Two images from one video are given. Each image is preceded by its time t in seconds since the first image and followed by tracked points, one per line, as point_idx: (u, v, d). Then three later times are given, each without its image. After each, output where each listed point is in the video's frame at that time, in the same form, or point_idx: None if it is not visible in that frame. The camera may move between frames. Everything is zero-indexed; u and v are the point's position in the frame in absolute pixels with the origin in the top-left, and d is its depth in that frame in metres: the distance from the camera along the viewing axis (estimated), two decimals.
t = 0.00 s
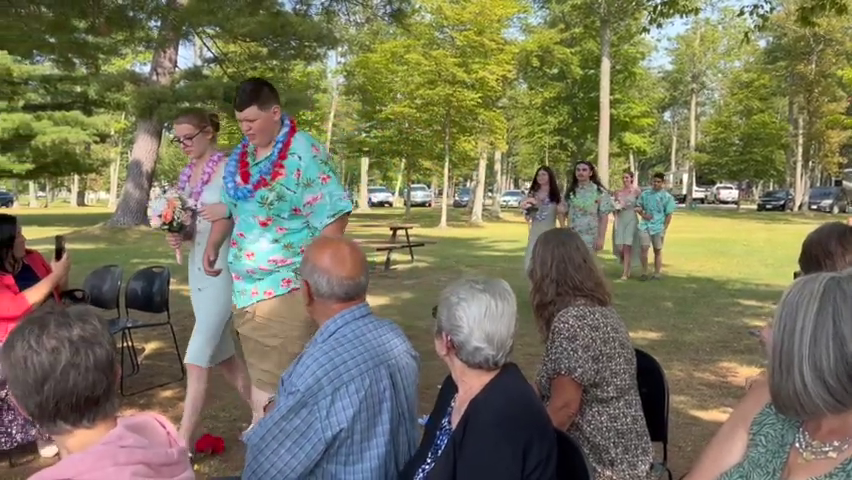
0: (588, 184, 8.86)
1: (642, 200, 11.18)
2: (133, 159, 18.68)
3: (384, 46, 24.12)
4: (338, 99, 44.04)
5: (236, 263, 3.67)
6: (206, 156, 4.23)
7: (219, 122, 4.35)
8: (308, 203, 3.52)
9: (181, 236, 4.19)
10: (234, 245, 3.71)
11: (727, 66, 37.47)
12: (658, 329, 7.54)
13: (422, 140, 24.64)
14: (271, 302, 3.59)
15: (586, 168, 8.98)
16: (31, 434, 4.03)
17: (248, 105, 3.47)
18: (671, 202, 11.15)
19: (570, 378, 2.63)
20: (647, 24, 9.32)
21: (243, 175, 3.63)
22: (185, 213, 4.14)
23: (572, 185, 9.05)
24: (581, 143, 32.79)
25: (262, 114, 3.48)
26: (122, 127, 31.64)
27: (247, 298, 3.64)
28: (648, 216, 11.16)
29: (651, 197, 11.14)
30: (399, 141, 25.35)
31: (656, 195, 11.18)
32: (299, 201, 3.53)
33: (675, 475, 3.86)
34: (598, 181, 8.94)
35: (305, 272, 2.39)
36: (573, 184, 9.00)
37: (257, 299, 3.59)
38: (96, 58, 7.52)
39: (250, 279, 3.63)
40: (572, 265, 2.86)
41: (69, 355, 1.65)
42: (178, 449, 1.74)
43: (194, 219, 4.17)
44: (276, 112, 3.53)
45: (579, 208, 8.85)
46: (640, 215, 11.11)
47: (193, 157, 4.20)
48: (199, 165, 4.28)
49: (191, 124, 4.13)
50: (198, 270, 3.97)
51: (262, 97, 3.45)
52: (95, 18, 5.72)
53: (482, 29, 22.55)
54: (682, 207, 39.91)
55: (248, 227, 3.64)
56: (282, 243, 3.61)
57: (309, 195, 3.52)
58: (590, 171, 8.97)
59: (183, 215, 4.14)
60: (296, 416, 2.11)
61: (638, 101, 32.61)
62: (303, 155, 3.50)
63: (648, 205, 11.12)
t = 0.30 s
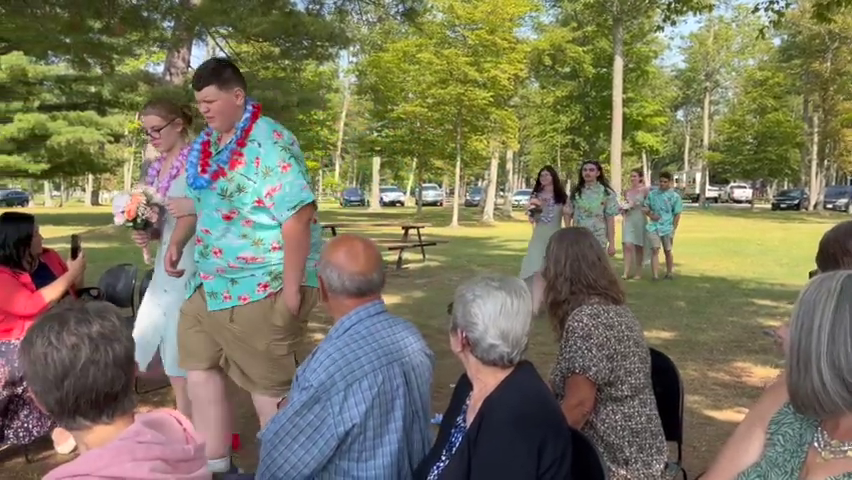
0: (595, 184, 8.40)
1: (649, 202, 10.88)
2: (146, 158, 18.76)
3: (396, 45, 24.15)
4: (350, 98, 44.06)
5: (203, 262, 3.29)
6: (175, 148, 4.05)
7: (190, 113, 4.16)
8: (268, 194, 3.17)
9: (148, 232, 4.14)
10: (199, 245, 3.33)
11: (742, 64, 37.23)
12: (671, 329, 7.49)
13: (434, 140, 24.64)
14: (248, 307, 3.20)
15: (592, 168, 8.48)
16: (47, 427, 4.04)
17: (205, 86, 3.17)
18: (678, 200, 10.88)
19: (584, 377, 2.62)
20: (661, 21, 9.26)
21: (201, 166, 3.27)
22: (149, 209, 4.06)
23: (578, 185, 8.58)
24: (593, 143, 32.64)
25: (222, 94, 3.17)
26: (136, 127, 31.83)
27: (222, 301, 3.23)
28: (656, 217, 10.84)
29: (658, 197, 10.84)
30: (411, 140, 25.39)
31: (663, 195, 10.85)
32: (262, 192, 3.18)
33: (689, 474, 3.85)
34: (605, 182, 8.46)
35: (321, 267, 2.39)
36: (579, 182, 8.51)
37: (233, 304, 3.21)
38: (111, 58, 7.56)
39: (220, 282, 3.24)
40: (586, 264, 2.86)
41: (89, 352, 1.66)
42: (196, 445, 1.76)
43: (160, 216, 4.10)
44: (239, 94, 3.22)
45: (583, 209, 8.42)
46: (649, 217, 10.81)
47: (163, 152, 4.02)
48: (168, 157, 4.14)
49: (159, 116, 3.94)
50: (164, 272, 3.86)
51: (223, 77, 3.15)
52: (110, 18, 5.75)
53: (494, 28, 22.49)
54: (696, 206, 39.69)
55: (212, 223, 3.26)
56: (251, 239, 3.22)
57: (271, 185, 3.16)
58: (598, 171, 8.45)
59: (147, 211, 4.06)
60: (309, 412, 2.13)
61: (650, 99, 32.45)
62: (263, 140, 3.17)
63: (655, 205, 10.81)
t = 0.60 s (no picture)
0: (601, 179, 8.25)
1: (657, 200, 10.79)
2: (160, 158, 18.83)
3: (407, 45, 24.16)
4: (362, 98, 44.11)
5: (148, 279, 3.12)
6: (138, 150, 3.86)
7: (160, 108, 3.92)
8: (222, 201, 3.04)
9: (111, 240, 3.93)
10: (143, 259, 3.16)
11: (756, 62, 36.97)
12: (685, 329, 7.45)
13: (446, 139, 24.63)
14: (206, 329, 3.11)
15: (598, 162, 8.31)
16: (64, 424, 4.06)
17: (148, 88, 3.00)
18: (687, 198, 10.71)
19: (599, 376, 2.61)
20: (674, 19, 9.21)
21: (145, 173, 3.11)
22: (111, 217, 3.79)
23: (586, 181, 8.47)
24: (606, 142, 32.48)
25: (166, 97, 3.01)
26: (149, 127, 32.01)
27: (175, 323, 3.11)
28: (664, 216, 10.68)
29: (666, 195, 10.73)
30: (423, 140, 25.42)
31: (670, 192, 10.73)
32: (215, 200, 3.05)
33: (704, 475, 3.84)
34: (613, 175, 8.34)
35: (337, 266, 2.41)
36: (586, 178, 8.39)
37: (187, 326, 3.10)
38: (126, 59, 7.61)
39: (171, 298, 3.11)
40: (601, 263, 2.85)
41: (110, 350, 1.68)
42: (212, 443, 1.77)
43: (124, 223, 3.82)
44: (184, 98, 3.07)
45: (593, 205, 8.27)
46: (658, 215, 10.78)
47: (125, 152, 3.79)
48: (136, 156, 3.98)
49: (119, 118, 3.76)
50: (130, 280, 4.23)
51: (168, 78, 3.00)
52: (124, 19, 5.79)
53: (506, 27, 22.41)
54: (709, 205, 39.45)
55: (157, 234, 3.10)
56: (204, 251, 3.09)
57: (225, 192, 3.04)
58: (605, 165, 8.30)
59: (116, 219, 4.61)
60: (321, 409, 2.14)
61: (663, 98, 32.26)
62: (214, 146, 3.04)
63: (663, 203, 10.69)
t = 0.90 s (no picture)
0: (607, 181, 8.17)
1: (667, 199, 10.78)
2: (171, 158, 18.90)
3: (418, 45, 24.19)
4: (373, 97, 44.18)
5: (91, 282, 2.76)
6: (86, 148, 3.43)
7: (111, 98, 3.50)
8: (177, 196, 2.65)
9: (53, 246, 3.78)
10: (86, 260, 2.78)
11: (770, 60, 36.71)
12: (697, 329, 7.42)
13: (457, 139, 24.67)
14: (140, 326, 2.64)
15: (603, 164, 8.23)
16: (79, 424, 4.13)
17: (88, 68, 2.59)
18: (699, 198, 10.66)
19: (612, 375, 2.62)
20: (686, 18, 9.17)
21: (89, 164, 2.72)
22: (52, 222, 3.53)
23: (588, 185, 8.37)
24: (617, 141, 32.34)
25: (110, 81, 2.59)
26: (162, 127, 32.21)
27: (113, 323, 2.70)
28: (674, 216, 10.60)
29: (676, 194, 10.73)
30: (434, 139, 25.45)
31: (681, 193, 10.75)
32: (167, 195, 2.66)
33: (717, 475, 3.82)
34: (617, 178, 8.25)
35: (349, 264, 2.42)
36: (589, 181, 8.27)
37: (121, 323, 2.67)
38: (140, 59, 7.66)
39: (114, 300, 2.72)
40: (614, 263, 2.85)
41: (132, 349, 1.70)
42: (228, 440, 1.78)
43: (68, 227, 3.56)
44: (131, 84, 2.64)
45: (598, 208, 8.14)
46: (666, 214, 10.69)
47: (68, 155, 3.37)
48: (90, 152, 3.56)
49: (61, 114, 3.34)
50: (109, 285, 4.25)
51: (114, 58, 2.58)
52: (138, 20, 5.83)
53: (517, 26, 22.36)
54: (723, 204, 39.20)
55: (100, 234, 2.71)
56: (150, 252, 2.70)
57: (179, 187, 2.65)
58: (609, 167, 8.22)
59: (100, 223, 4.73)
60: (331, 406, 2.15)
61: (676, 97, 32.09)
62: (166, 136, 2.65)
63: (672, 203, 10.68)
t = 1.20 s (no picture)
0: (609, 178, 7.80)
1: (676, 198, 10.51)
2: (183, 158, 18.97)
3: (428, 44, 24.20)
4: (382, 97, 44.22)
5: (10, 305, 2.46)
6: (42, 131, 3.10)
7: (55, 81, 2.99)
8: (108, 218, 2.30)
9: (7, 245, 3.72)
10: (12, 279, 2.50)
11: (782, 59, 36.50)
12: (709, 329, 7.40)
13: (467, 138, 24.70)
14: (59, 365, 2.33)
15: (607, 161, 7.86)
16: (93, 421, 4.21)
17: (25, 71, 2.32)
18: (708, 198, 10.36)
19: (624, 375, 2.61)
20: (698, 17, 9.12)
21: (17, 177, 2.41)
22: None
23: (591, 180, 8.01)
24: (628, 141, 32.23)
25: (48, 86, 2.33)
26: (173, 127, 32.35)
27: (28, 355, 2.38)
28: (683, 216, 10.39)
29: (685, 193, 10.40)
30: (444, 139, 25.47)
31: (691, 191, 10.41)
32: (94, 216, 2.31)
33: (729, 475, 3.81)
34: (621, 175, 7.89)
35: (361, 262, 2.43)
36: (591, 177, 7.93)
37: (40, 359, 2.35)
38: (151, 60, 7.71)
39: (31, 330, 2.39)
40: (625, 262, 2.84)
41: (151, 348, 1.71)
42: (242, 436, 1.79)
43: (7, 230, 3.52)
44: (73, 90, 2.38)
45: (599, 206, 7.83)
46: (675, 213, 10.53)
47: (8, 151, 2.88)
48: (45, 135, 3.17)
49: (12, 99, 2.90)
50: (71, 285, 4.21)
51: (55, 63, 2.32)
52: (151, 21, 5.85)
53: (527, 25, 22.31)
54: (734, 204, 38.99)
55: (23, 255, 2.40)
56: (68, 279, 2.36)
57: (110, 208, 2.30)
58: (612, 164, 7.89)
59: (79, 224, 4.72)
60: (344, 404, 2.16)
61: (687, 96, 31.96)
62: (100, 149, 2.32)
63: (681, 202, 10.39)
